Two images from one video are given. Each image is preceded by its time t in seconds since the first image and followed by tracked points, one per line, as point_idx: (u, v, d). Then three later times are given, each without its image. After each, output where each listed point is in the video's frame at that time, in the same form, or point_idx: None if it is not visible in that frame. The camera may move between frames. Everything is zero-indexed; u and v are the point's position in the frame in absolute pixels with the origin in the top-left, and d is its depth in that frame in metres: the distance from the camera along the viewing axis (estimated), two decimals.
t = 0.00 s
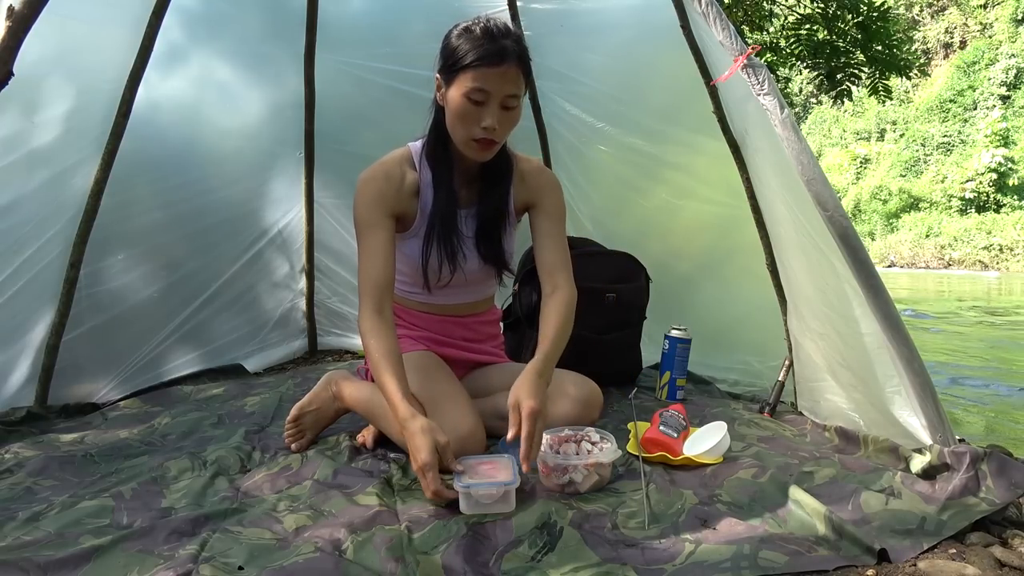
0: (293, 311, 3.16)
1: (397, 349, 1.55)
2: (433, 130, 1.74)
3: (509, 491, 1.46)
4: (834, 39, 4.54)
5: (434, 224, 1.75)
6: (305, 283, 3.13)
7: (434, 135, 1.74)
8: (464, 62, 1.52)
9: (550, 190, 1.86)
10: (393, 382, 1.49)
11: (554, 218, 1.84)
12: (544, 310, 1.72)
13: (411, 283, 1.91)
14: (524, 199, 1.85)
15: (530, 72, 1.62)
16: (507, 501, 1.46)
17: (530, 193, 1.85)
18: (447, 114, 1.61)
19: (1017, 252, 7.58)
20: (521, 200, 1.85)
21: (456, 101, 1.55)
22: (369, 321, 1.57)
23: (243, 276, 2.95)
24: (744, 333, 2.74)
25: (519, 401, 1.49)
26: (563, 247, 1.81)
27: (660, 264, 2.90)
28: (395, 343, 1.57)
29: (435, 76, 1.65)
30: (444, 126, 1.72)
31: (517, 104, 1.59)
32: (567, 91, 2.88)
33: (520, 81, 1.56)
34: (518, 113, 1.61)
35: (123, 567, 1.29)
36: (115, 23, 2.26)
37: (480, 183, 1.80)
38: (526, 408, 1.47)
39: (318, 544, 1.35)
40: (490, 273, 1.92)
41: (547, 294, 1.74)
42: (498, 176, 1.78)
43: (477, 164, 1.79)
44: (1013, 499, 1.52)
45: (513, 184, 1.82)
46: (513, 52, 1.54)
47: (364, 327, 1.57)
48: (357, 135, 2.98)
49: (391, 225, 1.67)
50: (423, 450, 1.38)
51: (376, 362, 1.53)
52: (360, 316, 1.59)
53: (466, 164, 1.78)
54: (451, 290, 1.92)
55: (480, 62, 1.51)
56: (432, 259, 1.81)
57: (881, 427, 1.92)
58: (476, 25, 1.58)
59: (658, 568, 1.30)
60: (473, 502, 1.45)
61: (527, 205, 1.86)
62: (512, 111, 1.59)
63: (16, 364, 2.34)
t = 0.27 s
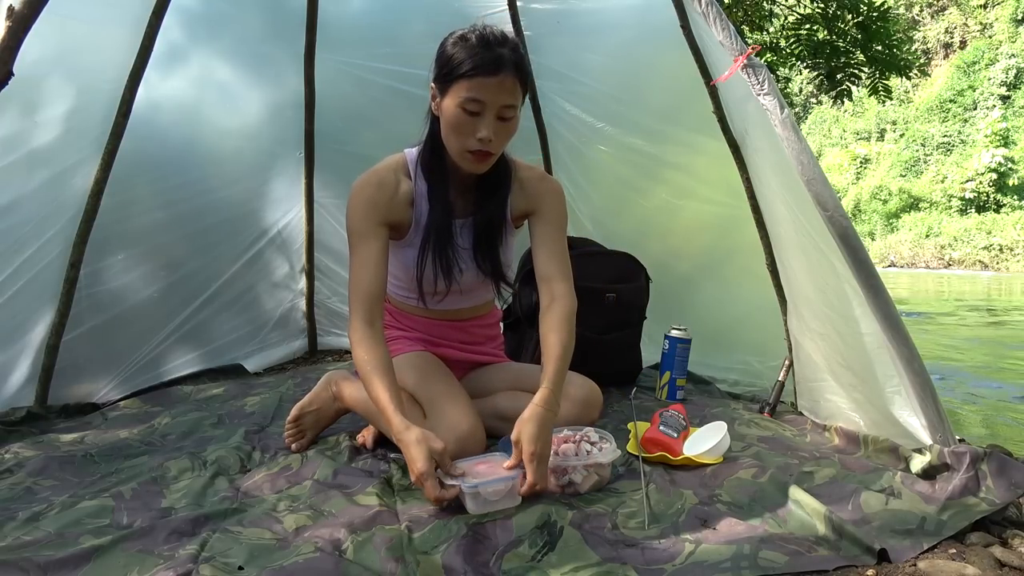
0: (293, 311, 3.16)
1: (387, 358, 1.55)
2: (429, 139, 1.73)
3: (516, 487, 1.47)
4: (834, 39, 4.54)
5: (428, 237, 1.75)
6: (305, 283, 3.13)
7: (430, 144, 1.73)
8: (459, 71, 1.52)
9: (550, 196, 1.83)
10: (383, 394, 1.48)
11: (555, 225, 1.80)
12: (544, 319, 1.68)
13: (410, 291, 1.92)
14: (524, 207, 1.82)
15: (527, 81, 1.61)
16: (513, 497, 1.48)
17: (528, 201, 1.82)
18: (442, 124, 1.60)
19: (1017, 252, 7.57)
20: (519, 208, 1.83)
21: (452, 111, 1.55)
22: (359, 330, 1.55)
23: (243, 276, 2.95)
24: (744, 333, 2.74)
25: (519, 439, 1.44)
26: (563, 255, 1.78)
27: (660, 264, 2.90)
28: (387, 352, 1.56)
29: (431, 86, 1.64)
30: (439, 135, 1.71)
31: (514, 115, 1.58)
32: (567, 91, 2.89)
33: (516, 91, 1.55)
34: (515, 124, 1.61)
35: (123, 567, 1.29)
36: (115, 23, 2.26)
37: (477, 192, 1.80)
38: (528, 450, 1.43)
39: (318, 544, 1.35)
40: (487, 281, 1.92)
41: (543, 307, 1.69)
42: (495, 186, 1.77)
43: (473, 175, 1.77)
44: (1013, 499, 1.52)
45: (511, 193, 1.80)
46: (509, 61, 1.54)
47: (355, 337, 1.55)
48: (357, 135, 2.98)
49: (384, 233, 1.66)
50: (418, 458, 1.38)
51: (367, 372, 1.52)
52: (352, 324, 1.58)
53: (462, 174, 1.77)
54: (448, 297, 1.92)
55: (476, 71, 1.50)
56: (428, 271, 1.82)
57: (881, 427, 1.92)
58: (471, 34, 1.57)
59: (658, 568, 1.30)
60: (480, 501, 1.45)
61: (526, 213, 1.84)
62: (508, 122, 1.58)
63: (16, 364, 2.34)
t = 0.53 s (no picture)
0: (293, 311, 3.16)
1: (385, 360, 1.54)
2: (426, 143, 1.73)
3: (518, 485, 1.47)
4: (834, 39, 4.54)
5: (426, 240, 1.75)
6: (305, 283, 3.13)
7: (427, 147, 1.73)
8: (454, 78, 1.52)
9: (549, 195, 1.82)
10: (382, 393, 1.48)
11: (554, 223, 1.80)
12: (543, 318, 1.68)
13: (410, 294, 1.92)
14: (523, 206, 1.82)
15: (523, 85, 1.61)
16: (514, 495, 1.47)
17: (527, 201, 1.81)
18: (438, 129, 1.61)
19: (1017, 252, 7.57)
20: (518, 207, 1.82)
21: (447, 117, 1.55)
22: (355, 331, 1.56)
23: (243, 276, 2.95)
24: (744, 333, 2.74)
25: (514, 436, 1.45)
26: (562, 253, 1.77)
27: (660, 264, 2.90)
28: (384, 353, 1.56)
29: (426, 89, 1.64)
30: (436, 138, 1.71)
31: (509, 119, 1.58)
32: (567, 91, 2.89)
33: (512, 96, 1.55)
34: (511, 129, 1.60)
35: (123, 567, 1.29)
36: (115, 23, 2.26)
37: (474, 194, 1.80)
38: (524, 447, 1.43)
39: (318, 544, 1.35)
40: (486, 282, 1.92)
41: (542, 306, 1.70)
42: (493, 188, 1.77)
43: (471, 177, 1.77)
44: (1013, 499, 1.52)
45: (509, 194, 1.80)
46: (505, 66, 1.53)
47: (351, 339, 1.56)
48: (357, 135, 2.98)
49: (381, 236, 1.66)
50: (420, 451, 1.38)
51: (365, 373, 1.52)
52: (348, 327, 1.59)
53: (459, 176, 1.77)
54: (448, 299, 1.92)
55: (470, 77, 1.50)
56: (427, 273, 1.82)
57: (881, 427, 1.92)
58: (466, 38, 1.57)
59: (658, 568, 1.30)
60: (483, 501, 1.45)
61: (525, 212, 1.83)
62: (504, 127, 1.58)
63: (16, 364, 2.34)
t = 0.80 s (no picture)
0: (293, 311, 3.16)
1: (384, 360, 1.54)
2: (425, 142, 1.73)
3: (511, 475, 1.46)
4: (834, 39, 4.54)
5: (427, 240, 1.75)
6: (305, 283, 3.13)
7: (427, 147, 1.73)
8: (451, 77, 1.52)
9: (548, 194, 1.82)
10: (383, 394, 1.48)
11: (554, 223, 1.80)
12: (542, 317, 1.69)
13: (409, 295, 1.92)
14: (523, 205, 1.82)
15: (520, 83, 1.60)
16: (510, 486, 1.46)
17: (527, 200, 1.81)
18: (436, 129, 1.61)
19: (1017, 252, 7.57)
20: (519, 207, 1.82)
21: (444, 117, 1.55)
22: (354, 329, 1.56)
23: (243, 276, 2.95)
24: (744, 333, 2.74)
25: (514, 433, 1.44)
26: (562, 253, 1.77)
27: (660, 264, 2.90)
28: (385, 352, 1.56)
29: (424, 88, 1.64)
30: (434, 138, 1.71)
31: (507, 118, 1.58)
32: (566, 91, 2.89)
33: (509, 94, 1.55)
34: (509, 127, 1.60)
35: (123, 567, 1.29)
36: (115, 24, 2.26)
37: (474, 194, 1.80)
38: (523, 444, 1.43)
39: (318, 544, 1.35)
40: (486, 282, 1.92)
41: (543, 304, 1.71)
42: (493, 188, 1.77)
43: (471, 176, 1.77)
44: (1013, 499, 1.52)
45: (508, 193, 1.80)
46: (501, 65, 1.53)
47: (351, 337, 1.56)
48: (357, 135, 2.98)
49: (381, 235, 1.66)
50: (417, 453, 1.38)
51: (364, 372, 1.52)
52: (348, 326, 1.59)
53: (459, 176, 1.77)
54: (448, 299, 1.92)
55: (467, 77, 1.50)
56: (427, 273, 1.82)
57: (881, 426, 1.92)
58: (463, 37, 1.57)
59: (658, 568, 1.30)
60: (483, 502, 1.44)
61: (525, 211, 1.83)
62: (502, 126, 1.58)
63: (16, 364, 2.34)
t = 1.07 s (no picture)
0: (293, 311, 3.16)
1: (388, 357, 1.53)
2: (425, 142, 1.74)
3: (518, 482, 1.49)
4: (834, 39, 4.54)
5: (427, 239, 1.75)
6: (305, 283, 3.13)
7: (426, 146, 1.74)
8: (448, 79, 1.52)
9: (549, 194, 1.81)
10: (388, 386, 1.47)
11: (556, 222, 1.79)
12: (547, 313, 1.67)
13: (409, 294, 1.92)
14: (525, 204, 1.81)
15: (518, 83, 1.60)
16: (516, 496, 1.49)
17: (527, 200, 1.81)
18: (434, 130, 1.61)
19: (1017, 252, 7.57)
20: (519, 207, 1.82)
21: (442, 119, 1.56)
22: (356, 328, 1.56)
23: (243, 276, 2.95)
24: (744, 333, 2.74)
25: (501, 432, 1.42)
26: (564, 251, 1.75)
27: (660, 264, 2.90)
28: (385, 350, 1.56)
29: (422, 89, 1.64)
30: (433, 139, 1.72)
31: (505, 118, 1.58)
32: (566, 91, 2.89)
33: (506, 95, 1.55)
34: (507, 128, 1.60)
35: (123, 567, 1.29)
36: (115, 24, 2.26)
37: (474, 194, 1.80)
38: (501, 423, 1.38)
39: (318, 544, 1.35)
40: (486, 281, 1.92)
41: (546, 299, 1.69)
42: (493, 187, 1.77)
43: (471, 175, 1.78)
44: (1013, 499, 1.52)
45: (508, 193, 1.80)
46: (498, 65, 1.53)
47: (352, 337, 1.56)
48: (357, 135, 2.98)
49: (381, 234, 1.66)
50: (421, 428, 1.36)
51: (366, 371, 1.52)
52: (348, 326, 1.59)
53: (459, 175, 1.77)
54: (448, 299, 1.92)
55: (464, 79, 1.50)
56: (427, 272, 1.82)
57: (881, 426, 1.91)
58: (460, 38, 1.57)
59: (658, 568, 1.30)
60: (486, 502, 1.46)
61: (525, 211, 1.83)
62: (500, 126, 1.58)
63: (16, 364, 2.34)
